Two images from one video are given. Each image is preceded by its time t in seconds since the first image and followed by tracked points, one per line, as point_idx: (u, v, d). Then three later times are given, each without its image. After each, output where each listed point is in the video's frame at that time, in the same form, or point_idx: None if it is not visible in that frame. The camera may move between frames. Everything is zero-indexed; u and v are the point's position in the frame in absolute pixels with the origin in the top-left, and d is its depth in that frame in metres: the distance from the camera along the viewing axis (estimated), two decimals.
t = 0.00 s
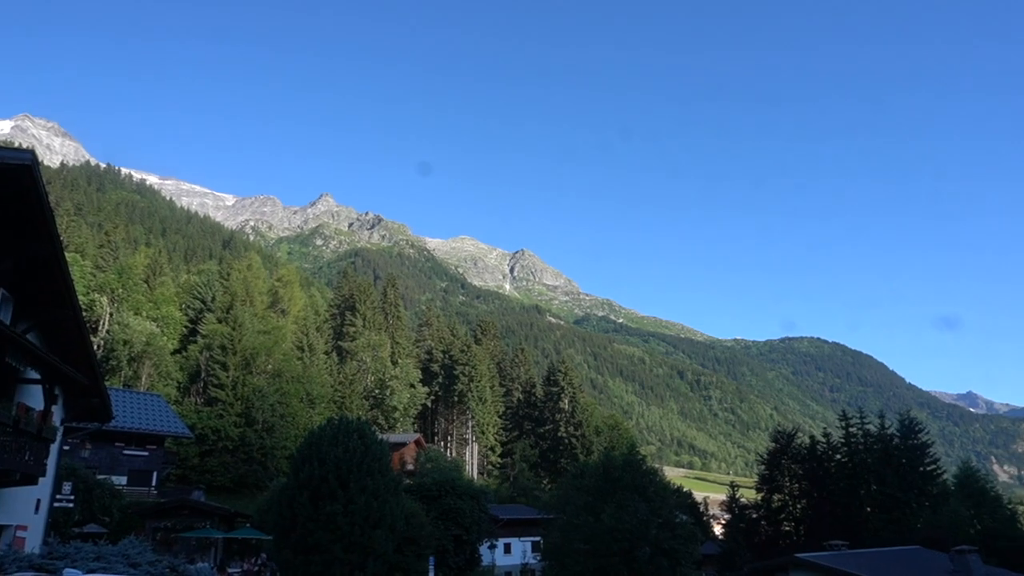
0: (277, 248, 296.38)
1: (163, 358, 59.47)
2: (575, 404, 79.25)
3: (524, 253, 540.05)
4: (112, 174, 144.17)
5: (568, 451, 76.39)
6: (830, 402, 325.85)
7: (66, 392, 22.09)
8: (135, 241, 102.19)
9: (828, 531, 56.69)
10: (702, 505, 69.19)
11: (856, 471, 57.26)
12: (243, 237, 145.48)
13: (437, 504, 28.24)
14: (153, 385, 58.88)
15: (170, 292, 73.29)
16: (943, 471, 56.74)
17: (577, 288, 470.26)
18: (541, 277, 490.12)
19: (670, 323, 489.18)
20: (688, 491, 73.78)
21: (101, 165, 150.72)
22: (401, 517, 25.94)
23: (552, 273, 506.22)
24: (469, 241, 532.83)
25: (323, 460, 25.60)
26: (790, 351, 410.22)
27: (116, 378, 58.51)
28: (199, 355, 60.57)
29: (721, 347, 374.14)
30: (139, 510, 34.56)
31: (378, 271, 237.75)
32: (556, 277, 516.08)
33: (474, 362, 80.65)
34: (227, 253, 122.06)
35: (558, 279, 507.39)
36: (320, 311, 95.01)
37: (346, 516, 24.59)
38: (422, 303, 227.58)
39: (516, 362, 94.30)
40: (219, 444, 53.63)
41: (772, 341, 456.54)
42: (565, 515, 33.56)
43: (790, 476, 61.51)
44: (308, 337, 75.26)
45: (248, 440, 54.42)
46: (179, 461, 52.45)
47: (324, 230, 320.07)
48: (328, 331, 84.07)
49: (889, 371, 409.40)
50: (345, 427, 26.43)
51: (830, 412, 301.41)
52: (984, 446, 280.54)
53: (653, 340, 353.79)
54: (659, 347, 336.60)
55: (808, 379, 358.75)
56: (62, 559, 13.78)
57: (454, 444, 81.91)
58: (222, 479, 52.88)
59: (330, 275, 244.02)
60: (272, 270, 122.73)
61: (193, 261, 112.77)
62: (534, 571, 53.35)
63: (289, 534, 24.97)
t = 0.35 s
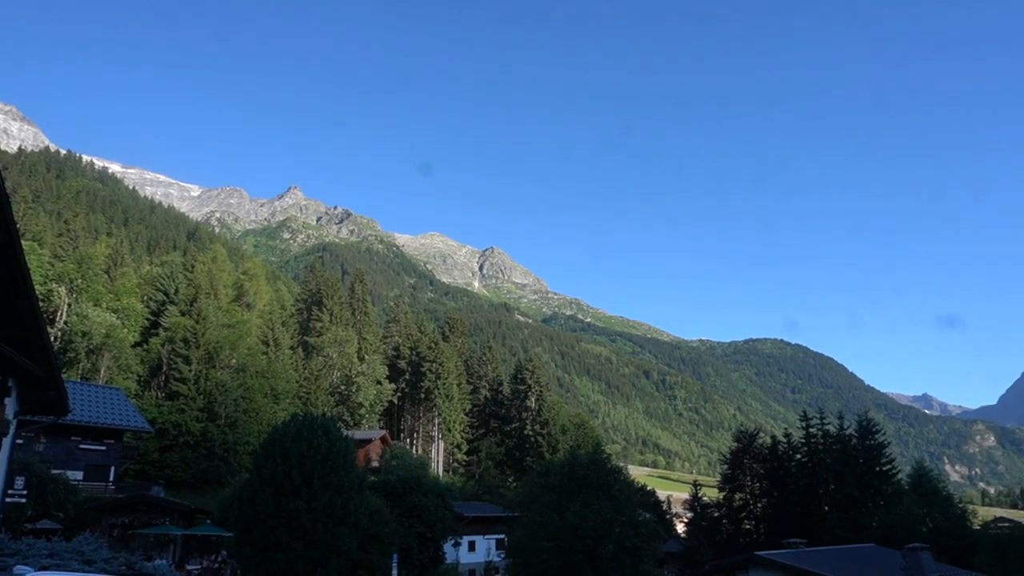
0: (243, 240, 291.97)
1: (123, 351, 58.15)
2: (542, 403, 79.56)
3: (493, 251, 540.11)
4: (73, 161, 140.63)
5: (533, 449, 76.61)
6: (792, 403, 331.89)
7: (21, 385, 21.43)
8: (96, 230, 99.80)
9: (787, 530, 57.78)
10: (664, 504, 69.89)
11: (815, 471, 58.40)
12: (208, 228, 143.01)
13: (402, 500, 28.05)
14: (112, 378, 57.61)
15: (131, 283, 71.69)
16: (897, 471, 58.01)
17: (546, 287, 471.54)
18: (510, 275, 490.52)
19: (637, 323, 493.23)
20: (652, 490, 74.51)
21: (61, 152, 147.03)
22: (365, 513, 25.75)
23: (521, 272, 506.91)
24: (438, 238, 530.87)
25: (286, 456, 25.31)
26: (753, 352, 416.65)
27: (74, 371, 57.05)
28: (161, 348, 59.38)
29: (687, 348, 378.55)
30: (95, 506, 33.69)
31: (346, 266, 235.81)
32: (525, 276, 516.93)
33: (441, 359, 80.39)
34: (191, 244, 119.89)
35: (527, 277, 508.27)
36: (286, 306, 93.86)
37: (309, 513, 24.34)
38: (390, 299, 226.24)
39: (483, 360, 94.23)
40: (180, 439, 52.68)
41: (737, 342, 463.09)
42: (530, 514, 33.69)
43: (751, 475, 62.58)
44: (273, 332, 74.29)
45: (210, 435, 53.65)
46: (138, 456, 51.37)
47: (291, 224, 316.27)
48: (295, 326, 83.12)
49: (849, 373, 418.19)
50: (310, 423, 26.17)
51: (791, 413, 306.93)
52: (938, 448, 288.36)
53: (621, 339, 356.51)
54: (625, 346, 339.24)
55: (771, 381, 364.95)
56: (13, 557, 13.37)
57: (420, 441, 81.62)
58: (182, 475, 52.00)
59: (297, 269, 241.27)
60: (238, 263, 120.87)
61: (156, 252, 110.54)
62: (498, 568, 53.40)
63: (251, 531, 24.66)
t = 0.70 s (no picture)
0: (208, 234, 287.35)
1: (82, 346, 56.67)
2: (509, 402, 79.67)
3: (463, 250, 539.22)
4: (32, 149, 136.99)
5: (500, 448, 76.62)
6: (756, 404, 337.05)
7: None
8: (55, 221, 97.29)
9: (748, 529, 58.70)
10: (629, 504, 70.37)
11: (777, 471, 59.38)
12: (173, 221, 140.35)
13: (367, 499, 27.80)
14: (70, 373, 56.14)
15: (92, 276, 70.05)
16: (856, 472, 59.05)
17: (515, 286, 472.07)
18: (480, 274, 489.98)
19: (605, 324, 496.34)
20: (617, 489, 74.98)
21: (20, 140, 143.17)
22: (329, 512, 25.48)
23: (491, 271, 506.77)
24: (408, 235, 528.39)
25: (249, 453, 24.98)
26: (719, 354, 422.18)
27: (30, 365, 55.56)
28: (121, 343, 58.11)
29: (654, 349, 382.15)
30: (49, 504, 32.72)
31: (313, 262, 233.51)
32: (494, 275, 516.57)
33: (409, 357, 79.94)
34: (154, 237, 117.56)
35: (496, 276, 508.15)
36: (252, 301, 92.49)
37: (272, 512, 24.01)
38: (358, 296, 224.44)
39: (451, 358, 93.95)
40: (140, 436, 51.63)
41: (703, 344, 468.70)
42: (496, 512, 33.67)
43: (715, 475, 63.19)
44: (238, 327, 73.19)
45: (171, 432, 52.62)
46: (96, 453, 50.20)
47: (258, 218, 311.99)
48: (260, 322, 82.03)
49: (811, 376, 426.03)
50: (274, 421, 25.87)
51: (755, 414, 311.64)
52: (895, 450, 295.18)
53: (588, 340, 358.63)
54: (593, 347, 341.17)
55: (735, 382, 370.24)
56: None
57: (386, 439, 81.14)
58: (142, 472, 51.04)
59: (263, 264, 238.00)
60: (202, 257, 118.90)
61: (117, 244, 108.17)
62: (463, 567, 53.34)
63: (212, 529, 24.27)
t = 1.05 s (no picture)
0: (174, 230, 282.48)
1: (41, 342, 54.49)
2: (479, 402, 79.57)
3: (434, 249, 537.02)
4: None
5: (470, 448, 76.44)
6: (723, 406, 341.23)
7: None
8: (14, 214, 94.66)
9: (714, 528, 59.41)
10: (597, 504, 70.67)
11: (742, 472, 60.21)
12: (137, 216, 137.52)
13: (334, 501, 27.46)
14: (28, 370, 54.02)
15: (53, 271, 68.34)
16: (819, 473, 59.93)
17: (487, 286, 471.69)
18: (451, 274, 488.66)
19: (575, 325, 498.32)
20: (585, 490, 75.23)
21: None
22: (295, 513, 25.15)
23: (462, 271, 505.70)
24: (379, 234, 524.86)
25: (214, 453, 24.59)
26: (687, 355, 426.68)
27: None
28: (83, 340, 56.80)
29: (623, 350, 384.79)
30: (5, 505, 31.77)
31: (282, 259, 230.77)
32: (465, 274, 515.45)
33: (378, 356, 79.40)
34: (118, 232, 115.08)
35: (467, 276, 507.18)
36: (219, 298, 91.03)
37: (237, 512, 23.63)
38: (328, 294, 222.46)
39: (421, 358, 93.53)
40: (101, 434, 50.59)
41: (671, 345, 473.15)
42: (464, 513, 33.58)
43: (682, 476, 63.87)
44: (205, 325, 71.96)
45: (133, 431, 51.70)
46: (55, 452, 49.01)
47: (226, 215, 307.35)
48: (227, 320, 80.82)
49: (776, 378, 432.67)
50: (240, 420, 25.52)
51: (721, 416, 315.37)
52: (857, 451, 301.17)
53: (559, 341, 359.69)
54: (564, 347, 342.38)
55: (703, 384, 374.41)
56: None
57: (354, 439, 80.55)
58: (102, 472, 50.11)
59: (231, 261, 234.55)
60: (168, 253, 116.77)
61: (80, 238, 105.65)
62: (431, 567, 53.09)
63: (176, 530, 23.86)
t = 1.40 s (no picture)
0: (143, 226, 277.57)
1: (3, 339, 53.56)
2: (452, 402, 79.36)
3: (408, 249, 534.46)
4: None
5: (442, 448, 76.16)
6: (694, 407, 344.51)
7: None
8: None
9: (683, 529, 60.02)
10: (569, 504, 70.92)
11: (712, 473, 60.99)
12: (105, 210, 134.85)
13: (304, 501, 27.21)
14: None
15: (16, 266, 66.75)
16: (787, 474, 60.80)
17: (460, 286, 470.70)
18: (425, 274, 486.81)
19: (548, 326, 499.50)
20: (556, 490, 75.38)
21: None
22: (264, 513, 24.88)
23: (436, 270, 504.02)
24: (352, 232, 520.85)
25: (182, 453, 24.20)
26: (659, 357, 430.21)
27: None
28: (46, 336, 55.57)
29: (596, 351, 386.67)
30: None
31: (253, 257, 227.94)
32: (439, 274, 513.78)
33: (351, 356, 78.80)
34: (84, 227, 112.71)
35: (441, 276, 505.75)
36: (188, 296, 89.56)
37: (204, 513, 23.29)
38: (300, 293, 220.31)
39: (394, 357, 93.03)
40: (65, 434, 49.58)
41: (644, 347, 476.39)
42: (435, 514, 33.47)
43: (653, 476, 64.31)
44: (174, 323, 70.82)
45: (98, 430, 50.76)
46: (16, 452, 47.92)
47: (196, 211, 302.72)
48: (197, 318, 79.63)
49: (746, 380, 437.96)
50: (209, 419, 25.18)
51: (692, 417, 318.38)
52: (824, 452, 306.03)
53: (532, 341, 360.18)
54: (537, 348, 342.93)
55: (674, 385, 377.60)
56: None
57: (325, 439, 79.88)
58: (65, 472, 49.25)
59: (201, 258, 231.13)
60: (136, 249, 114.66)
61: (44, 233, 103.27)
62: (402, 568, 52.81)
63: (141, 530, 23.48)
